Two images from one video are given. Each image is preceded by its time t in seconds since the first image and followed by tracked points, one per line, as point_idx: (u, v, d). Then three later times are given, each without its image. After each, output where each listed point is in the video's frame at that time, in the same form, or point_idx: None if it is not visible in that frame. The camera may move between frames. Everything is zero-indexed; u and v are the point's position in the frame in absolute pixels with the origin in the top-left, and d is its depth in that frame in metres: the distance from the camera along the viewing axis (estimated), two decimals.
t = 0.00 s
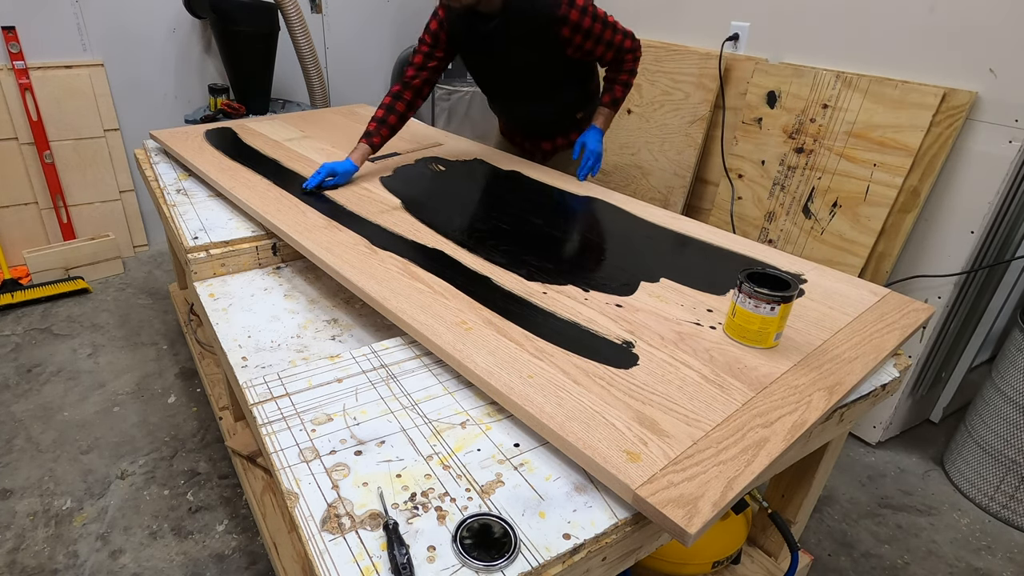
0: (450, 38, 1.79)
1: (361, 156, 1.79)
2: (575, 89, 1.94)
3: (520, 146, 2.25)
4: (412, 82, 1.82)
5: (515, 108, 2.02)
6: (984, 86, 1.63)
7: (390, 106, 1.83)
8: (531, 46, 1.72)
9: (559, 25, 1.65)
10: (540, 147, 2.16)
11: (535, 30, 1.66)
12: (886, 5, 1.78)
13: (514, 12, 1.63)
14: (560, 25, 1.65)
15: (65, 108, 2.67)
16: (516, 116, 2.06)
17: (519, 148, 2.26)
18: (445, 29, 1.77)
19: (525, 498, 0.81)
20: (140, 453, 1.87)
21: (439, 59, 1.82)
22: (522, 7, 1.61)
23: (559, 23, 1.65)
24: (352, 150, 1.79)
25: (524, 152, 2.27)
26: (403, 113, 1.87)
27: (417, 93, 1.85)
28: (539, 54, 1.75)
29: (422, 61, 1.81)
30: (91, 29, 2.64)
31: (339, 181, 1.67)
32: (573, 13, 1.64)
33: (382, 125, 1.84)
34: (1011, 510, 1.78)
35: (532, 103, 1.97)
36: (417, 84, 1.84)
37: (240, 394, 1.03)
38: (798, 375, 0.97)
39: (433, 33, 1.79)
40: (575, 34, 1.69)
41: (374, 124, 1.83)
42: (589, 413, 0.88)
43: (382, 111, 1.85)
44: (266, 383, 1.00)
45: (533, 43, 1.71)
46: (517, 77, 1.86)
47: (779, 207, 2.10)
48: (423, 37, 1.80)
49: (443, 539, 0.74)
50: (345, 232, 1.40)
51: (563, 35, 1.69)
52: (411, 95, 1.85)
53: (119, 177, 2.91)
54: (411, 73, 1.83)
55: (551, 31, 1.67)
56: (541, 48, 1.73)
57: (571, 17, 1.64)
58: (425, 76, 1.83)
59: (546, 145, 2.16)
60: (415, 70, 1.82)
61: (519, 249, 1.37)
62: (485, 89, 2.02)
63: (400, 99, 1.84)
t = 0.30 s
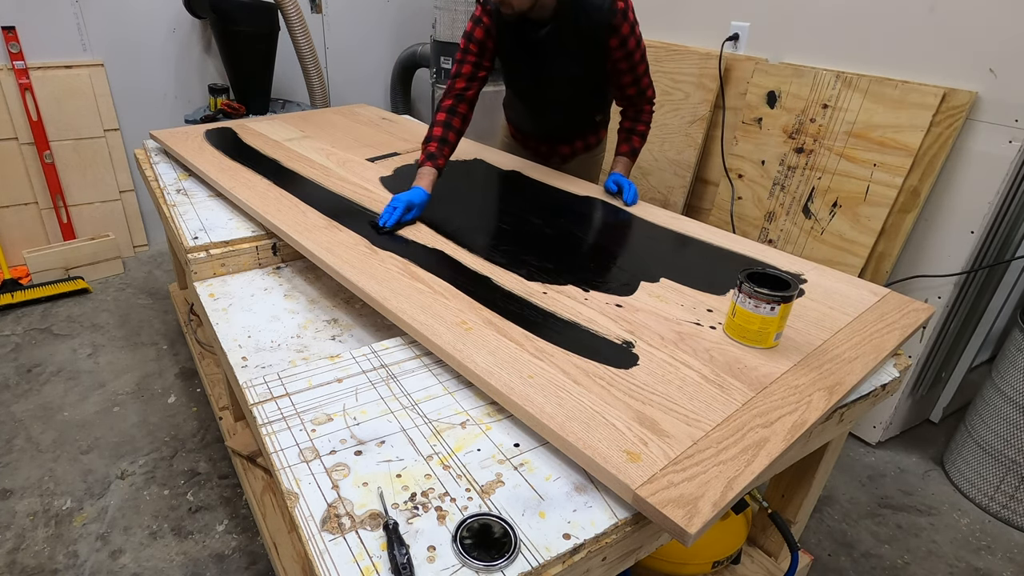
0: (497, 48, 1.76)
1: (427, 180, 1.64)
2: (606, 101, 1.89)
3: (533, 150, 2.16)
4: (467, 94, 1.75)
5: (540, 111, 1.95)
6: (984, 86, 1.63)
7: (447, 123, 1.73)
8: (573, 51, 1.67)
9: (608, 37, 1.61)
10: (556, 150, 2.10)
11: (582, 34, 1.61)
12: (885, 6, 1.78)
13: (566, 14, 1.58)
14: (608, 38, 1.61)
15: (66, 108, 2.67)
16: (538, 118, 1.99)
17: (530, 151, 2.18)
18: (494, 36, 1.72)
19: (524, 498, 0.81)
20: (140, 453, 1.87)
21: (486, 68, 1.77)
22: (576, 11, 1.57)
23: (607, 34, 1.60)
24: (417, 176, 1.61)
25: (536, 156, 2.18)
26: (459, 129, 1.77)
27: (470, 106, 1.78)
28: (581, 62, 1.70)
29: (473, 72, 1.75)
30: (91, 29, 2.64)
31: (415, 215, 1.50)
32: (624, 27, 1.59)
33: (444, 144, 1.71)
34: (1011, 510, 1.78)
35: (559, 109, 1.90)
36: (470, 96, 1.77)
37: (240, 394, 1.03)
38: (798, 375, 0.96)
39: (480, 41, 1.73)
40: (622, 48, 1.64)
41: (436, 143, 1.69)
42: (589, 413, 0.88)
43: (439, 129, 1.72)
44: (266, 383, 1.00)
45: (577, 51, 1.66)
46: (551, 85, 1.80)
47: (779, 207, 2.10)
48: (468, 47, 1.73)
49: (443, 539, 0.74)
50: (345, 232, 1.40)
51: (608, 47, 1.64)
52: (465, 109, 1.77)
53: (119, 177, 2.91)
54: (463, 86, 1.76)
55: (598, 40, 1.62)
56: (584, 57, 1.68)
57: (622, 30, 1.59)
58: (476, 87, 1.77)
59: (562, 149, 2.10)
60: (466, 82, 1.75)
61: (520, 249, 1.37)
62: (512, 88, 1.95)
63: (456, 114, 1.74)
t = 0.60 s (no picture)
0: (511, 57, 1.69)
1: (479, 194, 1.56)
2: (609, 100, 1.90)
3: (535, 152, 2.15)
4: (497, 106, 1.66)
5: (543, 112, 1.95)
6: (984, 86, 1.63)
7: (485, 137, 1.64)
8: (578, 49, 1.68)
9: (613, 33, 1.63)
10: (557, 151, 2.10)
11: (587, 31, 1.63)
12: (885, 5, 1.78)
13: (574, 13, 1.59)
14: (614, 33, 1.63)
15: (66, 108, 2.67)
16: (539, 119, 1.99)
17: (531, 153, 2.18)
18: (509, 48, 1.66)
19: (524, 498, 0.81)
20: (140, 453, 1.87)
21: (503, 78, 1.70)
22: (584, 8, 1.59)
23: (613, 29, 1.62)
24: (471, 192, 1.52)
25: (536, 157, 2.17)
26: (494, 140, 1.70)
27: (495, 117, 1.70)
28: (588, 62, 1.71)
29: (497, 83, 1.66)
30: (91, 29, 2.64)
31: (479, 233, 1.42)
32: (628, 23, 1.62)
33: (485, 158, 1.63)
34: (1011, 510, 1.78)
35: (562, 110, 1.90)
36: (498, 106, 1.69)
37: (240, 394, 1.03)
38: (798, 375, 0.96)
39: (500, 51, 1.64)
40: (626, 43, 1.67)
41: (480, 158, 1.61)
42: (589, 413, 0.88)
43: (477, 143, 1.63)
44: (266, 383, 1.00)
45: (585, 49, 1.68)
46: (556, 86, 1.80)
47: (779, 207, 2.10)
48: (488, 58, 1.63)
49: (443, 539, 0.74)
50: (345, 232, 1.40)
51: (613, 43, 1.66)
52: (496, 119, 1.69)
53: (119, 177, 2.91)
54: (491, 96, 1.66)
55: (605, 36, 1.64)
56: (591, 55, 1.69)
57: (627, 25, 1.62)
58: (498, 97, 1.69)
59: (563, 150, 2.09)
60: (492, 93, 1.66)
61: (520, 249, 1.37)
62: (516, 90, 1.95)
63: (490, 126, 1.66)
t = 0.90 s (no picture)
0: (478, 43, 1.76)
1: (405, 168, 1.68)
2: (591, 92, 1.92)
3: (525, 148, 2.19)
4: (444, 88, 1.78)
5: (525, 106, 1.96)
6: (984, 86, 1.63)
7: (424, 115, 1.76)
8: (552, 44, 1.68)
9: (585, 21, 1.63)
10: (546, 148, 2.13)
11: (558, 23, 1.63)
12: (885, 5, 1.78)
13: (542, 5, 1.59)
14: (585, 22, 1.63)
15: (66, 108, 2.67)
16: (525, 115, 2.02)
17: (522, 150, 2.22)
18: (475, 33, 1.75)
19: (524, 498, 0.81)
20: (140, 453, 1.87)
21: (465, 65, 1.80)
22: None
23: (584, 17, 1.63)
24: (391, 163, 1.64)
25: (527, 154, 2.21)
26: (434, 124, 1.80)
27: (447, 101, 1.81)
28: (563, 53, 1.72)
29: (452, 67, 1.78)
30: (91, 29, 2.64)
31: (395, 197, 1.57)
32: (599, 10, 1.62)
33: (418, 134, 1.74)
34: (1011, 510, 1.78)
35: (544, 104, 1.92)
36: (447, 91, 1.81)
37: (240, 394, 1.03)
38: (798, 375, 0.96)
39: (462, 37, 1.75)
40: (599, 31, 1.67)
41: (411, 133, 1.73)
42: (589, 413, 0.88)
43: (414, 120, 1.75)
44: (266, 383, 1.00)
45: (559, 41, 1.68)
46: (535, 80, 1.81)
47: (779, 207, 2.10)
48: (451, 43, 1.76)
49: (443, 539, 0.74)
50: (345, 232, 1.40)
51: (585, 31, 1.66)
52: (441, 104, 1.80)
53: (119, 177, 2.91)
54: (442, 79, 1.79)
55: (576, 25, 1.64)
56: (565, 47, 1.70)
57: (598, 13, 1.62)
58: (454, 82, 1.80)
59: (551, 146, 2.13)
60: (445, 76, 1.78)
61: (519, 249, 1.37)
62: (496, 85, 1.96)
63: (431, 105, 1.78)
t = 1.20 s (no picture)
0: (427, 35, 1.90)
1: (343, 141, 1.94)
2: (545, 78, 2.07)
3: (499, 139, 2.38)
4: (388, 76, 1.93)
5: (490, 96, 2.14)
6: (984, 86, 1.63)
7: (369, 97, 1.96)
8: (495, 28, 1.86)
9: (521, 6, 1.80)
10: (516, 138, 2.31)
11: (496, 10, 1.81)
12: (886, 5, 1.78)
13: None
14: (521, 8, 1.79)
15: (66, 108, 2.67)
16: (493, 107, 2.20)
17: (500, 141, 2.41)
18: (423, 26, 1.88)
19: (525, 498, 0.81)
20: (140, 453, 1.87)
21: (414, 56, 1.94)
22: None
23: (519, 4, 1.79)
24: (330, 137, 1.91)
25: (504, 145, 2.39)
26: (381, 104, 2.00)
27: (394, 87, 1.97)
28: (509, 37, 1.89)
29: (400, 56, 1.92)
30: (91, 29, 2.64)
31: (323, 165, 1.80)
32: None
33: (361, 114, 1.96)
34: (1011, 510, 1.78)
35: (505, 91, 2.08)
36: (395, 78, 1.96)
37: (240, 394, 1.03)
38: (798, 375, 0.96)
39: (411, 30, 1.89)
40: (536, 15, 1.82)
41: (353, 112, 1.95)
42: (589, 414, 0.88)
43: (360, 100, 1.96)
44: (266, 383, 1.00)
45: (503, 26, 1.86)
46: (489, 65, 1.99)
47: (779, 207, 2.10)
48: (401, 35, 1.89)
49: (443, 539, 0.74)
50: (345, 232, 1.40)
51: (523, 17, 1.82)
52: (388, 89, 1.97)
53: (119, 177, 2.91)
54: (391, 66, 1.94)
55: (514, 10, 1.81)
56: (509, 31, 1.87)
57: None
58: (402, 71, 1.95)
59: (522, 137, 2.30)
60: (393, 64, 1.93)
61: (519, 249, 1.37)
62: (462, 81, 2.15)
63: (377, 90, 1.96)
